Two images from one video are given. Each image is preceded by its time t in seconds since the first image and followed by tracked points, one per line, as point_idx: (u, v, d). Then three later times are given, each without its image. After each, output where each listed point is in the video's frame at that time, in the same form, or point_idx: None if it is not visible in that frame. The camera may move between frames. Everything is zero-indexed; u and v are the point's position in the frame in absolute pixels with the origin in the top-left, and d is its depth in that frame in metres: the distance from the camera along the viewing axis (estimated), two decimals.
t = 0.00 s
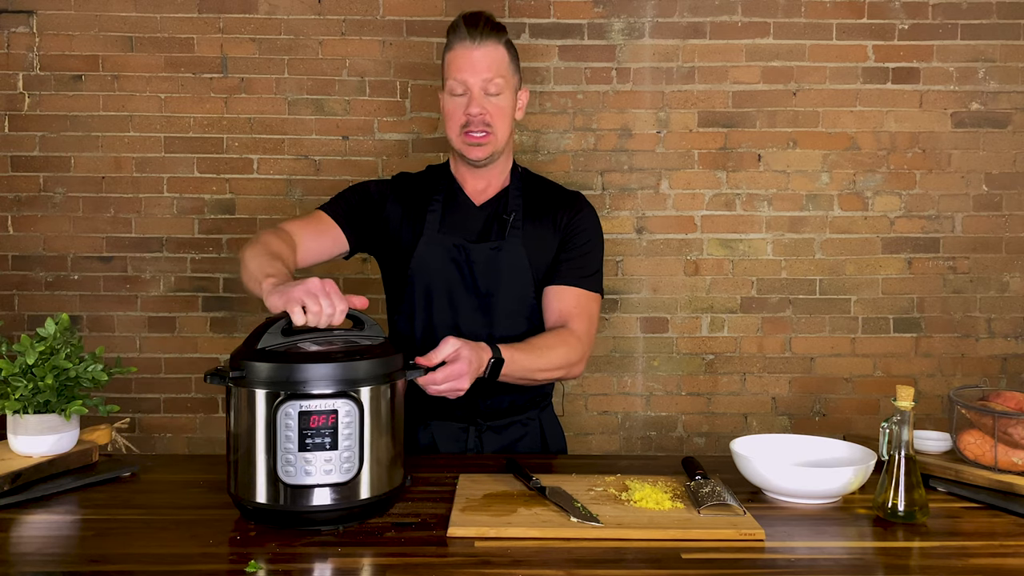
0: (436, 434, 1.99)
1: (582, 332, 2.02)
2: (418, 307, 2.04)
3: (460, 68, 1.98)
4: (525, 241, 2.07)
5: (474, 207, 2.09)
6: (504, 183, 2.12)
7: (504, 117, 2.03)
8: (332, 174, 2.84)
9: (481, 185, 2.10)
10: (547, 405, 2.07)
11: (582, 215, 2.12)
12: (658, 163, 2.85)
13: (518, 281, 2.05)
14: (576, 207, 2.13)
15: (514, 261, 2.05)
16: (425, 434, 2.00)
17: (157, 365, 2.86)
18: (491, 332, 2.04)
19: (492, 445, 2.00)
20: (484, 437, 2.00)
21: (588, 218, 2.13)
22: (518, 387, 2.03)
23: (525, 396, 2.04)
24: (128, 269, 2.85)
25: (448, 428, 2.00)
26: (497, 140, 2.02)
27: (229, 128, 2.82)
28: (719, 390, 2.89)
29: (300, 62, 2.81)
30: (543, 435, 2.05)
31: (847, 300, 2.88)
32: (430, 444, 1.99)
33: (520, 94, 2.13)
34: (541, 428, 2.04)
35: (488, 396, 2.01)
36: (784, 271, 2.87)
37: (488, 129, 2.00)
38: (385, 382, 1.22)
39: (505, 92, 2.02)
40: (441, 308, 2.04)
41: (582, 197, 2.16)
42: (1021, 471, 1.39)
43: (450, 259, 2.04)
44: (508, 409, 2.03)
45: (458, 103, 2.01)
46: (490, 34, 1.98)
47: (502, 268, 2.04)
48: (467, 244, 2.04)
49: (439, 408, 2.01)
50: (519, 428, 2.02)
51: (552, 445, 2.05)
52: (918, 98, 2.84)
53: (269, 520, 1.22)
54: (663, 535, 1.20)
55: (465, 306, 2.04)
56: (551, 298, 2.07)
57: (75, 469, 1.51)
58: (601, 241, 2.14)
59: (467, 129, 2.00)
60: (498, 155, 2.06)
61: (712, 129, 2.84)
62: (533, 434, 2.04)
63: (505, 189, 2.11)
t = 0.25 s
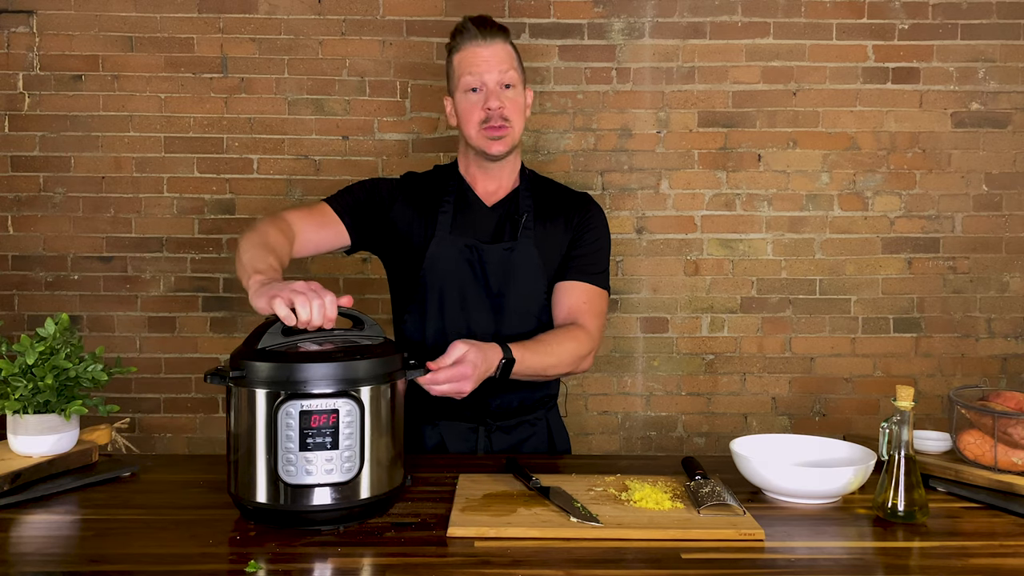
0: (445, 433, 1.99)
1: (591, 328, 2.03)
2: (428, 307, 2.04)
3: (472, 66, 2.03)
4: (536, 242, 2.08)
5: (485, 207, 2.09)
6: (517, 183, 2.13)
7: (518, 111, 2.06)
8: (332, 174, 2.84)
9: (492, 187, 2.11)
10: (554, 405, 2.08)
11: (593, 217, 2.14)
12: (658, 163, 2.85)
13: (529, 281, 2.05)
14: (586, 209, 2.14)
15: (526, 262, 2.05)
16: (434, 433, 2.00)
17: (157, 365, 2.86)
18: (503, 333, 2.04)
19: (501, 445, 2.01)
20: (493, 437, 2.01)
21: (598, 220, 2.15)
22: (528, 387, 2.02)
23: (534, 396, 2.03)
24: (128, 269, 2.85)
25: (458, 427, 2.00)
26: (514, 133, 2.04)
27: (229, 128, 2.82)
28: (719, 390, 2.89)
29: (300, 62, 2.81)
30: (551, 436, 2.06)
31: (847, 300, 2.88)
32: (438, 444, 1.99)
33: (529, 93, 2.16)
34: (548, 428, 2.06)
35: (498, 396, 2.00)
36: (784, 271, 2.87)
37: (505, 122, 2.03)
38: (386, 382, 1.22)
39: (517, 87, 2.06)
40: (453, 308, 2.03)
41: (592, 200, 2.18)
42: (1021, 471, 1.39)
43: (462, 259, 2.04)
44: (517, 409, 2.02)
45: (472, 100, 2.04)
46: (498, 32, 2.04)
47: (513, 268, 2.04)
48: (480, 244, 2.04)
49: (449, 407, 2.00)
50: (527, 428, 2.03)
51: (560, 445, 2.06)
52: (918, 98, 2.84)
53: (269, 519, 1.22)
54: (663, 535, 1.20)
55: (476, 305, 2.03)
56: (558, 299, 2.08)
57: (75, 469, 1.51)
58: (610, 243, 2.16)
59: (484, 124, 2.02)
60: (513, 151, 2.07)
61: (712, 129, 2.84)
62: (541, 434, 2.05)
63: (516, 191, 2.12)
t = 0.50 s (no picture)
0: (452, 432, 1.99)
1: (592, 327, 2.03)
2: (434, 307, 2.05)
3: (479, 75, 1.99)
4: (542, 243, 2.08)
5: (492, 208, 2.09)
6: (521, 187, 2.13)
7: (522, 122, 2.04)
8: (332, 174, 2.83)
9: (498, 188, 2.10)
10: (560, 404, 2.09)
11: (598, 218, 2.14)
12: (658, 163, 2.85)
13: (535, 282, 2.06)
14: (591, 209, 2.15)
15: (532, 262, 2.06)
16: (440, 432, 2.00)
17: (157, 365, 2.86)
18: (508, 333, 2.05)
19: (507, 443, 2.01)
20: (500, 436, 2.01)
21: (604, 221, 2.15)
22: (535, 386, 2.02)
23: (541, 396, 2.03)
24: (128, 269, 2.85)
25: (464, 427, 2.00)
26: (517, 145, 2.03)
27: (229, 128, 2.82)
28: (719, 390, 2.89)
29: (300, 62, 2.81)
30: (557, 435, 2.06)
31: (847, 300, 2.88)
32: (445, 443, 1.99)
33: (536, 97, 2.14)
34: (554, 428, 2.06)
35: (505, 396, 2.00)
36: (784, 271, 2.87)
37: (508, 135, 2.01)
38: (386, 382, 1.22)
39: (523, 98, 2.02)
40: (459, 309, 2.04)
41: (598, 201, 2.18)
42: (1022, 471, 1.39)
43: (469, 260, 2.04)
44: (524, 409, 2.02)
45: (477, 110, 2.02)
46: (507, 41, 1.99)
47: (520, 269, 2.05)
48: (486, 245, 2.04)
49: (456, 407, 2.00)
50: (533, 428, 2.04)
51: (565, 445, 2.06)
52: (918, 98, 2.84)
53: (269, 519, 1.22)
54: (663, 535, 1.20)
55: (482, 306, 2.04)
56: (560, 298, 2.08)
57: (75, 469, 1.51)
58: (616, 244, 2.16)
59: (487, 136, 2.01)
60: (516, 160, 2.06)
61: (712, 129, 2.84)
62: (546, 433, 2.06)
63: (522, 192, 2.12)
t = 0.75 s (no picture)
0: (452, 431, 1.99)
1: (592, 329, 2.01)
2: (437, 306, 2.05)
3: (480, 78, 1.99)
4: (546, 245, 2.08)
5: (496, 209, 2.09)
6: (526, 187, 2.13)
7: (525, 123, 2.04)
8: (332, 174, 2.83)
9: (502, 189, 2.11)
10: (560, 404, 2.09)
11: (603, 221, 2.13)
12: (658, 163, 2.85)
13: (537, 283, 2.06)
14: (596, 211, 2.14)
15: (535, 263, 2.05)
16: (440, 432, 2.00)
17: (157, 365, 2.86)
18: (509, 334, 2.05)
19: (507, 443, 2.01)
20: (499, 435, 2.01)
21: (608, 224, 2.14)
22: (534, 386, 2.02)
23: (541, 396, 2.03)
24: (128, 269, 2.85)
25: (464, 426, 2.00)
26: (519, 146, 2.03)
27: (229, 128, 2.82)
28: (719, 390, 2.89)
29: (300, 62, 2.81)
30: (557, 435, 2.06)
31: (847, 300, 2.88)
32: (444, 442, 1.99)
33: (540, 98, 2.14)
34: (554, 427, 2.06)
35: (504, 395, 2.00)
36: (784, 271, 2.87)
37: (509, 137, 2.01)
38: (387, 382, 1.22)
39: (525, 100, 2.03)
40: (462, 309, 2.05)
41: (602, 204, 2.17)
42: (1021, 471, 1.39)
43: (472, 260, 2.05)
44: (523, 408, 2.02)
45: (479, 113, 2.02)
46: (508, 44, 2.00)
47: (523, 269, 2.05)
48: (489, 246, 2.04)
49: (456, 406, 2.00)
50: (533, 427, 2.04)
51: (565, 445, 2.06)
52: (918, 98, 2.84)
53: (270, 519, 1.22)
54: (663, 535, 1.20)
55: (485, 306, 2.05)
56: (561, 297, 2.07)
57: (75, 469, 1.51)
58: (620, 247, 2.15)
59: (488, 138, 2.01)
60: (519, 161, 2.06)
61: (712, 129, 2.84)
62: (546, 433, 2.05)
63: (526, 193, 2.12)
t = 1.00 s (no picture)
0: (450, 430, 2.00)
1: (592, 329, 2.00)
2: (437, 305, 2.06)
3: (483, 79, 1.99)
4: (545, 245, 2.08)
5: (496, 209, 2.10)
6: (527, 188, 2.13)
7: (527, 125, 2.04)
8: (332, 174, 2.83)
9: (503, 189, 2.11)
10: (558, 405, 2.08)
11: (603, 222, 2.13)
12: (658, 163, 2.85)
13: (537, 283, 2.06)
14: (596, 211, 2.14)
15: (536, 263, 2.05)
16: (438, 431, 2.00)
17: (157, 365, 2.86)
18: (508, 334, 2.05)
19: (505, 442, 2.01)
20: (497, 435, 2.01)
21: (608, 225, 2.14)
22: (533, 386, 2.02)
23: (539, 396, 2.03)
24: (128, 269, 2.85)
25: (462, 425, 2.00)
26: (520, 147, 2.03)
27: (229, 128, 2.82)
28: (719, 390, 2.89)
29: (300, 62, 2.81)
30: (555, 436, 2.06)
31: (847, 300, 2.88)
32: (442, 441, 1.99)
33: (542, 100, 2.14)
34: (552, 428, 2.06)
35: (503, 394, 2.00)
36: (784, 271, 2.87)
37: (510, 139, 2.01)
38: (387, 382, 1.22)
39: (528, 101, 2.02)
40: (461, 308, 2.05)
41: (603, 205, 2.17)
42: (1021, 471, 1.39)
43: (471, 260, 2.05)
44: (522, 408, 2.02)
45: (482, 114, 2.02)
46: (512, 46, 1.99)
47: (523, 269, 2.05)
48: (489, 245, 2.04)
49: (454, 405, 2.01)
50: (531, 427, 2.03)
51: (563, 445, 2.05)
52: (918, 98, 2.84)
53: (270, 519, 1.22)
54: (663, 535, 1.20)
55: (485, 305, 2.05)
56: (561, 297, 2.06)
57: (75, 468, 1.51)
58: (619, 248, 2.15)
59: (490, 139, 2.01)
60: (520, 162, 2.06)
61: (712, 129, 2.84)
62: (544, 433, 2.05)
63: (526, 194, 2.12)
